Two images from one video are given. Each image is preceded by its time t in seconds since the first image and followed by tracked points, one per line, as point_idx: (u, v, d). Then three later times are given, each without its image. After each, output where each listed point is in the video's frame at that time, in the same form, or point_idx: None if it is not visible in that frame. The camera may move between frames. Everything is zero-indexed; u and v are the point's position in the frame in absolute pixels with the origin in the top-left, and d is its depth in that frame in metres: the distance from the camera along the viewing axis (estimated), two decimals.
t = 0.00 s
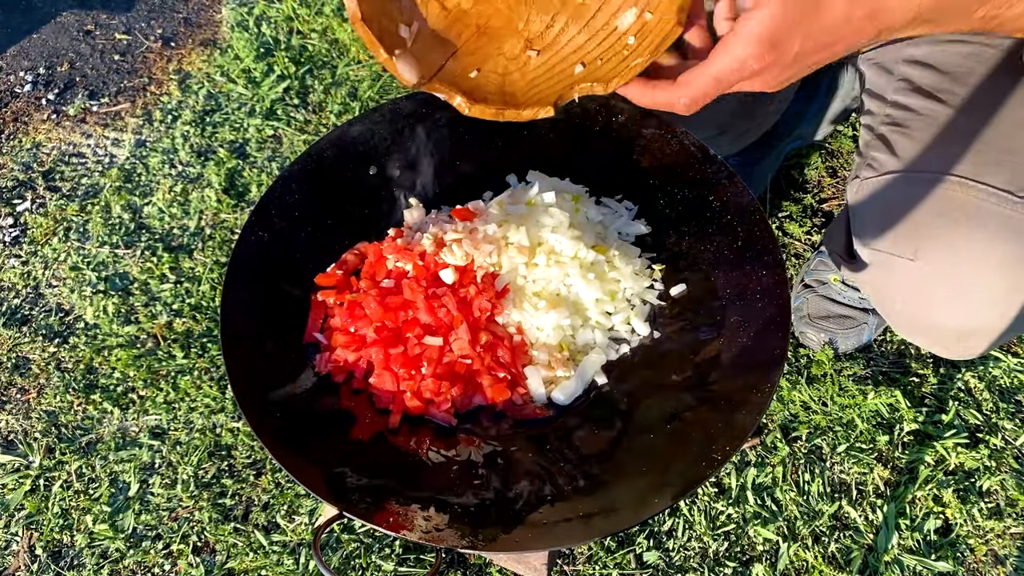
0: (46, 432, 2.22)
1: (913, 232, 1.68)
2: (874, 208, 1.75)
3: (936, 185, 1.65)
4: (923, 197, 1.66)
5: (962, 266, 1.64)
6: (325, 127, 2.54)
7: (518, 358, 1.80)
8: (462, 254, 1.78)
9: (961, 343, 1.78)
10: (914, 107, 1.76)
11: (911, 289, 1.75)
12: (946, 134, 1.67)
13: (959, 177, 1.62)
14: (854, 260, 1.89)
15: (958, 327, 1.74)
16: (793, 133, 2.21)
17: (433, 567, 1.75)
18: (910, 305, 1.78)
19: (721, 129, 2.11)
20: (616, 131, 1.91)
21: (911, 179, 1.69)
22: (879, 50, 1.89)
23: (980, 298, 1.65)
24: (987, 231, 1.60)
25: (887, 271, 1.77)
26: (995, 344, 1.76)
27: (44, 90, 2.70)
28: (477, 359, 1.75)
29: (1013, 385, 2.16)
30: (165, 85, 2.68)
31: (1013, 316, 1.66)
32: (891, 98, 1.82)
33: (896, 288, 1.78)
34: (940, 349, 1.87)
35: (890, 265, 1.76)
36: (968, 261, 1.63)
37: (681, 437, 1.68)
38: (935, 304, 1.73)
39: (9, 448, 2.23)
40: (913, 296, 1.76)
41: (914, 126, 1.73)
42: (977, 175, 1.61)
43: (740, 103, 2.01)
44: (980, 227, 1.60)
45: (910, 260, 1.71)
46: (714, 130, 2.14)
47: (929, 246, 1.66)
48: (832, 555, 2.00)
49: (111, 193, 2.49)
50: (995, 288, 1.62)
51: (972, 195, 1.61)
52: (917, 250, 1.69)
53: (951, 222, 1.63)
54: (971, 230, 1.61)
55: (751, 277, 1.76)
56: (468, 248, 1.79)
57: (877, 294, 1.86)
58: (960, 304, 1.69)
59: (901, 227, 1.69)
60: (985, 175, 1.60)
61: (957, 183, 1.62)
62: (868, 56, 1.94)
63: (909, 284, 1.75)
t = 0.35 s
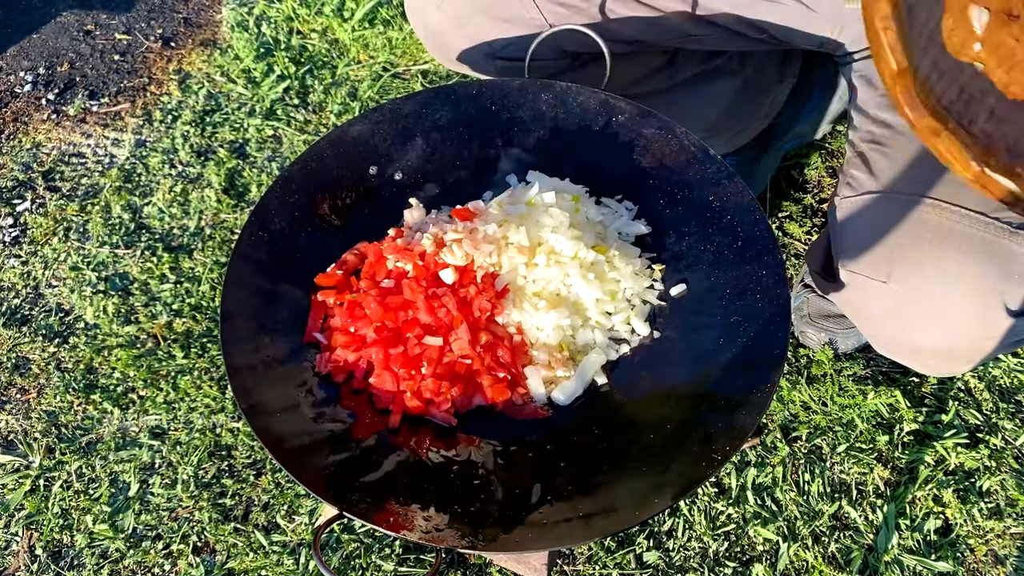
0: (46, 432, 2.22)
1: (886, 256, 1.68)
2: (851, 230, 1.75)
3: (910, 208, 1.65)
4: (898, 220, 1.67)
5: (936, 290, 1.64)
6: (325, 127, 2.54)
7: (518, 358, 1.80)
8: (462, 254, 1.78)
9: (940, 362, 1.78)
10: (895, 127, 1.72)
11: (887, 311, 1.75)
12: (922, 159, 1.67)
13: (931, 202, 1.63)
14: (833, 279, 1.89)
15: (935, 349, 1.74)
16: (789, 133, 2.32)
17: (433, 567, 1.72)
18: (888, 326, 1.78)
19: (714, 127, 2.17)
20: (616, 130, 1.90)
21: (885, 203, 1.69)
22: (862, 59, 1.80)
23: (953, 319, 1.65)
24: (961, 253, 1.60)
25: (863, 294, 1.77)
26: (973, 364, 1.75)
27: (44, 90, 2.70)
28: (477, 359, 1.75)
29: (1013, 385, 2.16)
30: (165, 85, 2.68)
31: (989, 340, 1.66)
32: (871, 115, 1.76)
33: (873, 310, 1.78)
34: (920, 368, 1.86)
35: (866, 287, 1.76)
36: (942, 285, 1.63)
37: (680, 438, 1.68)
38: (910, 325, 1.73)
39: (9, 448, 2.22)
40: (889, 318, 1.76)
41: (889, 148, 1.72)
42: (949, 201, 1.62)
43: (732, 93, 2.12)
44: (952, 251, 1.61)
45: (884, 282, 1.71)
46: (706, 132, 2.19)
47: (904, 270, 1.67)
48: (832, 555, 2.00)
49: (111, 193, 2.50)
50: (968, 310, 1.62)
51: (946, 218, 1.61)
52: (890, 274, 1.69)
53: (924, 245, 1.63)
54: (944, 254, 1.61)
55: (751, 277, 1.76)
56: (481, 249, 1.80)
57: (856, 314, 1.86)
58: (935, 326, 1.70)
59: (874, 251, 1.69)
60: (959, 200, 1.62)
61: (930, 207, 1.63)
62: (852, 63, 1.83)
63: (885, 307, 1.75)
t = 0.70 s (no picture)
0: (46, 432, 2.22)
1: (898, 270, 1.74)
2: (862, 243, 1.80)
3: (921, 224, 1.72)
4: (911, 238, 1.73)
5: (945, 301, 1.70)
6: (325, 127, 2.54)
7: (518, 358, 1.79)
8: (462, 254, 1.78)
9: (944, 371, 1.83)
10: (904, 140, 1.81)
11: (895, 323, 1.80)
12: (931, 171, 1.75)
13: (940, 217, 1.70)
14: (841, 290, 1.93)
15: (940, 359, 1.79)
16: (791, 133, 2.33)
17: (432, 567, 1.71)
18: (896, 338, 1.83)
19: (714, 127, 2.24)
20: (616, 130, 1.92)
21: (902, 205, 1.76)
22: (875, 74, 1.92)
23: (971, 315, 1.69)
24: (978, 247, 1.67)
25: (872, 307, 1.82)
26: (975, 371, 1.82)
27: (44, 90, 2.69)
28: (477, 359, 1.75)
29: (1012, 385, 2.16)
30: (165, 85, 2.67)
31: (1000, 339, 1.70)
32: (883, 127, 1.86)
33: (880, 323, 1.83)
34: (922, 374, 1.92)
35: (883, 292, 1.77)
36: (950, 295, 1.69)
37: (681, 438, 1.68)
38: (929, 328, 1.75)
39: (9, 448, 2.22)
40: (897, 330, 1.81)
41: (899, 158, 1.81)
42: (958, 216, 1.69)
43: (731, 94, 2.22)
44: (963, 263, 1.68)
45: (906, 284, 1.74)
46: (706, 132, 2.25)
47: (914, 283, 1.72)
48: (833, 555, 2.00)
49: (111, 193, 2.50)
50: (989, 303, 1.67)
51: (962, 213, 1.69)
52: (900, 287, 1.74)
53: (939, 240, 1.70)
54: (961, 249, 1.68)
55: (751, 276, 1.76)
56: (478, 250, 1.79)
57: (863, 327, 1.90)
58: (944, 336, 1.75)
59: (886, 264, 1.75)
60: (969, 223, 1.69)
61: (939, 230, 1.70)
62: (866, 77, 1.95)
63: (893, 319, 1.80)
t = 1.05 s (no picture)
0: (46, 432, 2.22)
1: (901, 268, 1.68)
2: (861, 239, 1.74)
3: (926, 222, 1.64)
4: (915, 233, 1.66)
5: (948, 305, 1.65)
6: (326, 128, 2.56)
7: (518, 358, 1.80)
8: (462, 254, 1.77)
9: (943, 378, 1.80)
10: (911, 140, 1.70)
11: (896, 325, 1.76)
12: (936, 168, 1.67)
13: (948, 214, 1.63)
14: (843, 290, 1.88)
15: (942, 364, 1.76)
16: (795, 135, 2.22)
17: (432, 567, 1.71)
18: (896, 341, 1.79)
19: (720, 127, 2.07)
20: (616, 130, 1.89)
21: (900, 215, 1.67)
22: (880, 67, 1.82)
23: (957, 334, 1.67)
24: (970, 270, 1.61)
25: (872, 307, 1.78)
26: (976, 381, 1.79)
27: (44, 90, 2.69)
28: (477, 359, 1.75)
29: (1013, 385, 2.15)
30: (165, 85, 2.67)
31: (986, 357, 1.69)
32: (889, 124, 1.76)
33: (881, 324, 1.79)
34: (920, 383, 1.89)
35: (874, 300, 1.76)
36: (954, 299, 1.64)
37: (680, 438, 1.69)
38: (917, 340, 1.74)
39: (9, 448, 2.22)
40: (898, 331, 1.77)
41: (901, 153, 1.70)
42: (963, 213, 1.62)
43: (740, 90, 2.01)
44: (968, 267, 1.61)
45: (893, 296, 1.71)
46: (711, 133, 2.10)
47: (916, 283, 1.67)
48: (832, 555, 2.01)
49: (111, 193, 2.50)
50: (972, 325, 1.65)
51: (957, 233, 1.62)
52: (902, 287, 1.69)
53: (932, 257, 1.64)
54: (954, 269, 1.62)
55: (752, 277, 1.76)
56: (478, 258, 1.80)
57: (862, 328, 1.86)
58: (944, 341, 1.71)
59: (889, 262, 1.69)
60: (971, 212, 1.62)
61: (945, 220, 1.63)
62: (872, 71, 1.84)
63: (894, 321, 1.75)
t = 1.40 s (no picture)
0: (46, 432, 2.22)
1: (911, 255, 1.65)
2: (872, 226, 1.72)
3: (936, 210, 1.61)
4: (925, 221, 1.62)
5: (961, 291, 1.62)
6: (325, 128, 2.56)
7: (518, 358, 1.80)
8: (462, 254, 1.78)
9: (961, 365, 1.77)
10: (917, 126, 1.69)
11: (910, 311, 1.74)
12: (947, 153, 1.62)
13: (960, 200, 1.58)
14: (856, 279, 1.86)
15: (959, 351, 1.73)
16: (795, 135, 2.21)
17: (432, 567, 1.71)
18: (912, 327, 1.77)
19: (724, 124, 2.07)
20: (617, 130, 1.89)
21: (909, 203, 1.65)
22: (881, 60, 1.82)
23: (974, 321, 1.64)
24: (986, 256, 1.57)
25: (886, 293, 1.76)
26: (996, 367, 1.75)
27: (44, 90, 2.69)
28: (477, 359, 1.75)
29: (1012, 385, 2.15)
30: (165, 85, 2.67)
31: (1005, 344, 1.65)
32: (894, 114, 1.74)
33: (895, 310, 1.77)
34: (939, 370, 1.86)
35: (889, 286, 1.74)
36: (967, 287, 1.60)
37: (680, 438, 1.69)
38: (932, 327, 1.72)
39: (9, 448, 2.22)
40: (912, 318, 1.75)
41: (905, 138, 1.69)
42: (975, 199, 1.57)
43: (744, 88, 2.01)
44: (982, 253, 1.57)
45: (907, 282, 1.69)
46: (713, 131, 2.10)
47: (928, 270, 1.64)
48: (832, 555, 2.01)
49: (111, 193, 2.50)
50: (990, 311, 1.61)
51: (970, 219, 1.57)
52: (915, 273, 1.66)
53: (946, 243, 1.60)
54: (969, 256, 1.58)
55: (752, 276, 1.76)
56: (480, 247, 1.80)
57: (878, 314, 1.84)
58: (960, 327, 1.67)
59: (899, 250, 1.66)
60: (985, 198, 1.56)
61: (957, 207, 1.58)
62: (873, 66, 1.85)
63: (909, 307, 1.73)
